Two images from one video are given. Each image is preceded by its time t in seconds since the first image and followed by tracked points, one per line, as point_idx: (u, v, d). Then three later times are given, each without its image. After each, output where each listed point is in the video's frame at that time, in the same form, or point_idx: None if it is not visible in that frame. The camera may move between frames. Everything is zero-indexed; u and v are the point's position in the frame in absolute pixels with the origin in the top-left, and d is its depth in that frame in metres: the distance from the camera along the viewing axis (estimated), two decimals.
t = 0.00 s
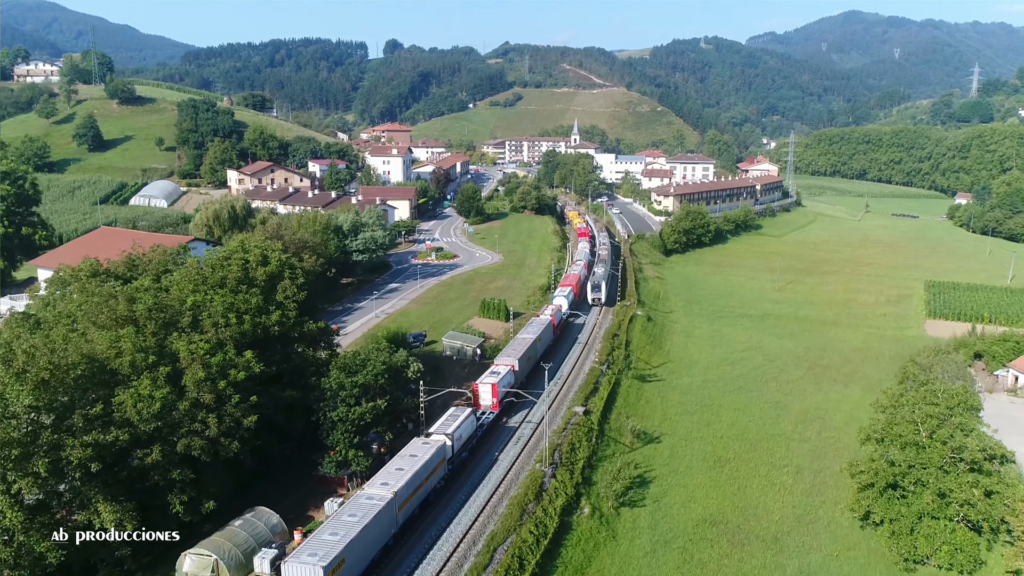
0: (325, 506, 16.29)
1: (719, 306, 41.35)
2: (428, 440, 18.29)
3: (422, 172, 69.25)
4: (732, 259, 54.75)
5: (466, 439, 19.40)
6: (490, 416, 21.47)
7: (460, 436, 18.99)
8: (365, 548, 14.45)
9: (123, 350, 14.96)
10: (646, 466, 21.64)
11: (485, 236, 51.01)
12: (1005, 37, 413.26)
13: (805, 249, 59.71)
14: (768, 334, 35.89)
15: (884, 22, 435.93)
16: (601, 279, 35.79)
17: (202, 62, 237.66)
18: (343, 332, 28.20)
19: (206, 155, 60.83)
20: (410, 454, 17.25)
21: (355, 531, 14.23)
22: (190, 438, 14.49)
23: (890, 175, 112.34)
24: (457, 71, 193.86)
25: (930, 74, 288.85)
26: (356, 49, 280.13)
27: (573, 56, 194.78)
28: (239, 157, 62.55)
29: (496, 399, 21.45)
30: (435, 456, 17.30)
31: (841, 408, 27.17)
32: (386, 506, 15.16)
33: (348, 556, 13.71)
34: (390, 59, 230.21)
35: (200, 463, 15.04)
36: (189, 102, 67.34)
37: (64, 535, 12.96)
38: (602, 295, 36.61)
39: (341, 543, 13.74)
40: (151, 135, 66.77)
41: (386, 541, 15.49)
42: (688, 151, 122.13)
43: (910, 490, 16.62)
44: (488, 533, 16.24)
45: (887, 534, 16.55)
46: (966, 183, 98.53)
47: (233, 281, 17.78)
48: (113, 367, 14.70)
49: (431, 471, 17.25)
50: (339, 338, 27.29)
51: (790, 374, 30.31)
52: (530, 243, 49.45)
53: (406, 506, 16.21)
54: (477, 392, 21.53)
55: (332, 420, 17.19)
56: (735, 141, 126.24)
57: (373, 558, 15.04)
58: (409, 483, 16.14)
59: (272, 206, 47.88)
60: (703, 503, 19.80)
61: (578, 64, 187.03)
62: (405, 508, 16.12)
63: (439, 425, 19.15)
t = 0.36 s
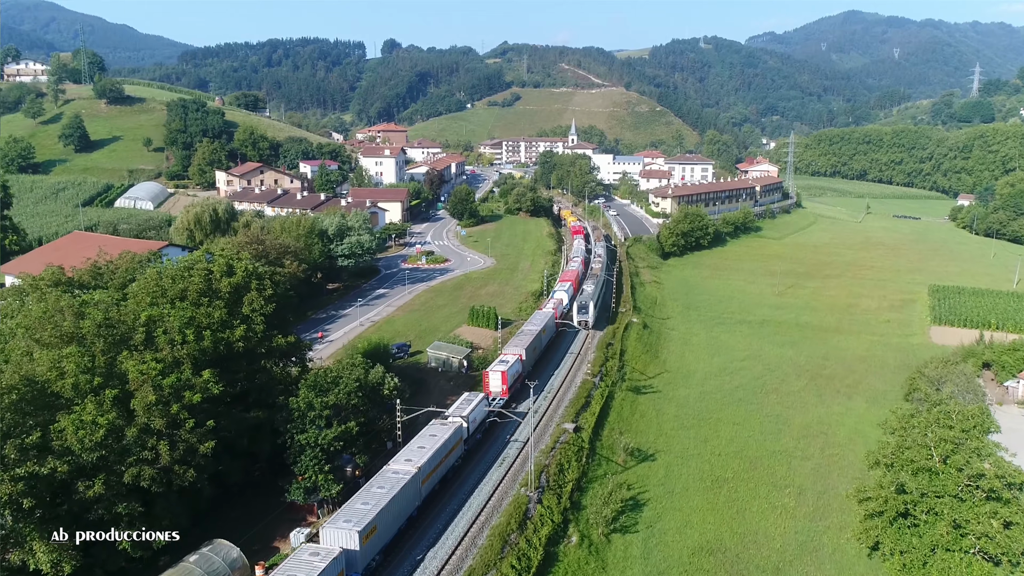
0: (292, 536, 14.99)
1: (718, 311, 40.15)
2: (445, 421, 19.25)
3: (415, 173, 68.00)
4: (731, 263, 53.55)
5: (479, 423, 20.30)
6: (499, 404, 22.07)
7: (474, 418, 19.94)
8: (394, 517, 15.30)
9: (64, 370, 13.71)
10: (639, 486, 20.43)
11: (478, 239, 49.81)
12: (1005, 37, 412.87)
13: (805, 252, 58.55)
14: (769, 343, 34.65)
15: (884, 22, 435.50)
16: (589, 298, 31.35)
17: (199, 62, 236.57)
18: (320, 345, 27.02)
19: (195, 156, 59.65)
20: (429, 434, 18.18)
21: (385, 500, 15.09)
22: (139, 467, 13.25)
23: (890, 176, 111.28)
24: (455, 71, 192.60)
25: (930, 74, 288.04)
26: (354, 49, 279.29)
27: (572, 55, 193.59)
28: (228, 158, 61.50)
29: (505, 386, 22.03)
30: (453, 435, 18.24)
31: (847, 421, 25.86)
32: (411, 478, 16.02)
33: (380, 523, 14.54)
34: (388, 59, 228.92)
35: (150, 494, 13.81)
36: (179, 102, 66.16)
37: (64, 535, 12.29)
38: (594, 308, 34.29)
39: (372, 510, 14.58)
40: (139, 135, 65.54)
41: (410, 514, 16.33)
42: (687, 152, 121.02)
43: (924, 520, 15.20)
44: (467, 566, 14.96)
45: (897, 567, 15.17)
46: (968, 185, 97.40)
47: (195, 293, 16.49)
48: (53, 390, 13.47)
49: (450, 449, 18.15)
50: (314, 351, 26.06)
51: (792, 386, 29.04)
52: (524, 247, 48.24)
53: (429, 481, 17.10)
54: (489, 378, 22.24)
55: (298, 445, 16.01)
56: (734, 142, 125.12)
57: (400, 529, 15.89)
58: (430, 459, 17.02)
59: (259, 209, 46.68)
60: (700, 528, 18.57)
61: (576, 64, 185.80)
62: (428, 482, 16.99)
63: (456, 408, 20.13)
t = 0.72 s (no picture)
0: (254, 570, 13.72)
1: (717, 317, 38.96)
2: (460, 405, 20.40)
3: (409, 174, 66.73)
4: (730, 266, 52.37)
5: (490, 407, 21.45)
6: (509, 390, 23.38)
7: (487, 403, 21.11)
8: (419, 489, 16.40)
9: None
10: (633, 509, 19.21)
11: (471, 242, 48.61)
12: (1004, 37, 412.17)
13: (806, 254, 57.35)
14: (769, 351, 33.44)
15: (883, 22, 434.82)
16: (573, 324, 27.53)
17: (195, 62, 235.14)
18: (293, 360, 25.72)
19: (184, 157, 58.46)
20: (446, 416, 19.30)
21: (410, 474, 16.15)
22: (79, 501, 12.01)
23: (891, 176, 110.14)
24: (453, 70, 191.26)
25: (930, 74, 287.04)
26: (352, 49, 278.00)
27: (570, 55, 192.34)
28: (217, 158, 60.29)
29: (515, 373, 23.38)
30: (468, 417, 19.36)
31: (851, 436, 24.63)
32: (433, 455, 17.13)
33: (407, 494, 15.59)
34: (386, 59, 227.63)
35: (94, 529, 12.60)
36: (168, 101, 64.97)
37: (64, 535, 11.84)
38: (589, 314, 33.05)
39: (400, 483, 15.63)
40: (127, 135, 64.26)
41: (432, 488, 17.34)
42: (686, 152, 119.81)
43: (940, 556, 13.81)
44: None
45: None
46: (970, 185, 96.25)
47: (150, 308, 15.24)
48: None
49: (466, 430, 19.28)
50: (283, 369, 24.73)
51: (794, 398, 27.82)
52: (518, 250, 47.07)
53: (449, 459, 18.22)
54: (498, 366, 23.60)
55: (262, 471, 14.78)
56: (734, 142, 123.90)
57: (423, 502, 16.90)
58: (449, 438, 18.10)
59: (246, 211, 45.48)
60: (698, 557, 17.34)
61: (575, 63, 184.45)
62: (447, 460, 18.09)
63: (468, 393, 21.28)
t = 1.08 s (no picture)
0: None
1: (717, 323, 37.82)
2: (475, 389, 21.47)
3: (403, 175, 65.54)
4: (730, 269, 51.19)
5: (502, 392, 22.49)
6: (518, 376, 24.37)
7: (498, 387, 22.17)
8: (442, 464, 17.50)
9: None
10: (628, 535, 17.99)
11: (465, 245, 47.47)
12: (1003, 37, 411.47)
13: (807, 257, 56.21)
14: (771, 359, 32.31)
15: (883, 22, 434.02)
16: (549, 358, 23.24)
17: (192, 61, 233.65)
18: (272, 373, 24.65)
19: (172, 157, 57.30)
20: (463, 399, 20.37)
21: (434, 450, 17.20)
22: (12, 541, 10.95)
23: (893, 177, 108.99)
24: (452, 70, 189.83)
25: (930, 74, 285.92)
26: (350, 49, 276.78)
27: (569, 55, 191.07)
28: (207, 159, 59.10)
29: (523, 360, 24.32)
30: (484, 400, 20.42)
31: (857, 452, 23.47)
32: (453, 433, 18.20)
33: (432, 468, 16.67)
34: (384, 58, 226.12)
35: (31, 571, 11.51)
36: (157, 101, 63.81)
37: (65, 536, 11.32)
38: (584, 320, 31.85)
39: (424, 458, 16.68)
40: (116, 135, 63.07)
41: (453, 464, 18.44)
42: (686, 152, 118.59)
43: None
44: None
45: None
46: (973, 186, 95.06)
47: (102, 323, 14.09)
48: None
49: (482, 412, 20.34)
50: (260, 382, 23.63)
51: (797, 410, 26.68)
52: (513, 253, 45.94)
53: (467, 437, 19.30)
54: (507, 354, 24.55)
55: (223, 501, 13.56)
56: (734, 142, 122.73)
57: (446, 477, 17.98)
58: (467, 419, 19.19)
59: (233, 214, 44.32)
60: None
61: (574, 63, 183.05)
62: (467, 438, 19.20)
63: (481, 378, 22.30)
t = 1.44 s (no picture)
0: None
1: (718, 329, 36.69)
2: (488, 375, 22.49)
3: (397, 176, 64.41)
4: (731, 272, 50.06)
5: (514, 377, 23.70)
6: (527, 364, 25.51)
7: (510, 373, 23.30)
8: (463, 443, 18.66)
9: None
10: (625, 562, 16.82)
11: (459, 248, 46.32)
12: (1003, 37, 410.55)
13: (810, 260, 55.09)
14: (773, 368, 31.20)
15: (882, 22, 433.03)
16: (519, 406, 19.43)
17: (190, 61, 232.23)
18: (251, 385, 23.52)
19: (162, 157, 56.18)
20: (479, 383, 21.59)
21: (456, 428, 18.33)
22: None
23: (894, 177, 107.89)
24: (450, 70, 188.52)
25: (930, 74, 284.77)
26: (348, 48, 275.62)
27: (568, 55, 189.83)
28: (197, 159, 57.97)
29: (530, 349, 25.47)
30: (499, 383, 21.57)
31: (864, 469, 22.31)
32: (472, 413, 19.28)
33: (455, 446, 17.79)
34: (382, 58, 224.67)
35: None
36: (147, 100, 62.71)
37: (65, 535, 11.32)
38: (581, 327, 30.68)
39: (448, 435, 17.81)
40: (105, 135, 61.96)
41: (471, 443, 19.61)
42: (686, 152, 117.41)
43: None
44: None
45: None
46: (976, 187, 93.90)
47: (50, 341, 12.96)
48: None
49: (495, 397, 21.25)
50: (238, 397, 22.51)
51: (802, 423, 25.55)
52: (508, 256, 44.84)
53: (484, 419, 20.36)
54: (516, 344, 25.65)
55: (180, 536, 12.32)
56: (734, 143, 121.62)
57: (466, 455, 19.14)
58: (484, 400, 20.36)
59: (220, 216, 43.18)
60: None
61: (573, 63, 181.85)
62: (484, 419, 20.35)
63: (493, 366, 23.42)
